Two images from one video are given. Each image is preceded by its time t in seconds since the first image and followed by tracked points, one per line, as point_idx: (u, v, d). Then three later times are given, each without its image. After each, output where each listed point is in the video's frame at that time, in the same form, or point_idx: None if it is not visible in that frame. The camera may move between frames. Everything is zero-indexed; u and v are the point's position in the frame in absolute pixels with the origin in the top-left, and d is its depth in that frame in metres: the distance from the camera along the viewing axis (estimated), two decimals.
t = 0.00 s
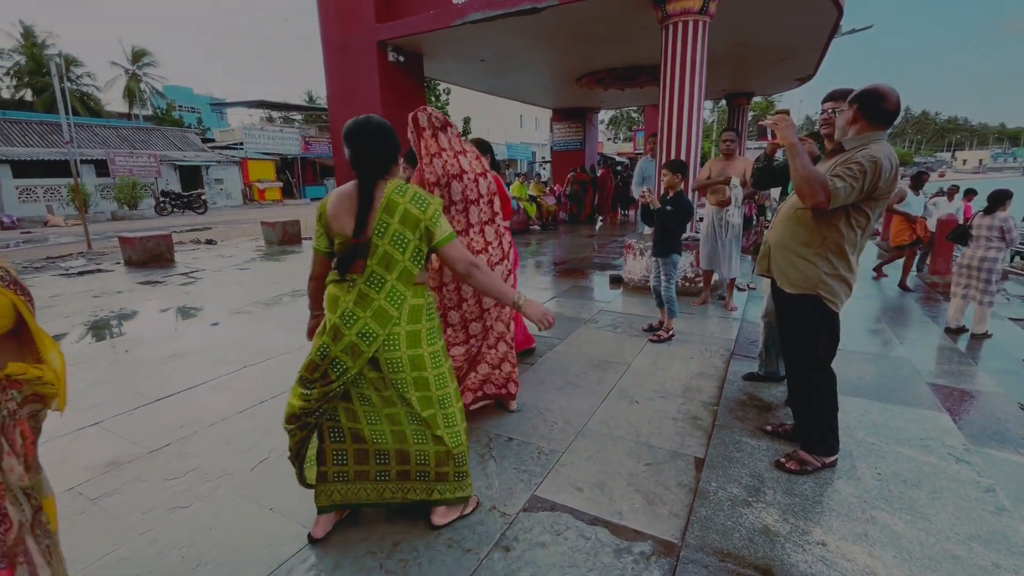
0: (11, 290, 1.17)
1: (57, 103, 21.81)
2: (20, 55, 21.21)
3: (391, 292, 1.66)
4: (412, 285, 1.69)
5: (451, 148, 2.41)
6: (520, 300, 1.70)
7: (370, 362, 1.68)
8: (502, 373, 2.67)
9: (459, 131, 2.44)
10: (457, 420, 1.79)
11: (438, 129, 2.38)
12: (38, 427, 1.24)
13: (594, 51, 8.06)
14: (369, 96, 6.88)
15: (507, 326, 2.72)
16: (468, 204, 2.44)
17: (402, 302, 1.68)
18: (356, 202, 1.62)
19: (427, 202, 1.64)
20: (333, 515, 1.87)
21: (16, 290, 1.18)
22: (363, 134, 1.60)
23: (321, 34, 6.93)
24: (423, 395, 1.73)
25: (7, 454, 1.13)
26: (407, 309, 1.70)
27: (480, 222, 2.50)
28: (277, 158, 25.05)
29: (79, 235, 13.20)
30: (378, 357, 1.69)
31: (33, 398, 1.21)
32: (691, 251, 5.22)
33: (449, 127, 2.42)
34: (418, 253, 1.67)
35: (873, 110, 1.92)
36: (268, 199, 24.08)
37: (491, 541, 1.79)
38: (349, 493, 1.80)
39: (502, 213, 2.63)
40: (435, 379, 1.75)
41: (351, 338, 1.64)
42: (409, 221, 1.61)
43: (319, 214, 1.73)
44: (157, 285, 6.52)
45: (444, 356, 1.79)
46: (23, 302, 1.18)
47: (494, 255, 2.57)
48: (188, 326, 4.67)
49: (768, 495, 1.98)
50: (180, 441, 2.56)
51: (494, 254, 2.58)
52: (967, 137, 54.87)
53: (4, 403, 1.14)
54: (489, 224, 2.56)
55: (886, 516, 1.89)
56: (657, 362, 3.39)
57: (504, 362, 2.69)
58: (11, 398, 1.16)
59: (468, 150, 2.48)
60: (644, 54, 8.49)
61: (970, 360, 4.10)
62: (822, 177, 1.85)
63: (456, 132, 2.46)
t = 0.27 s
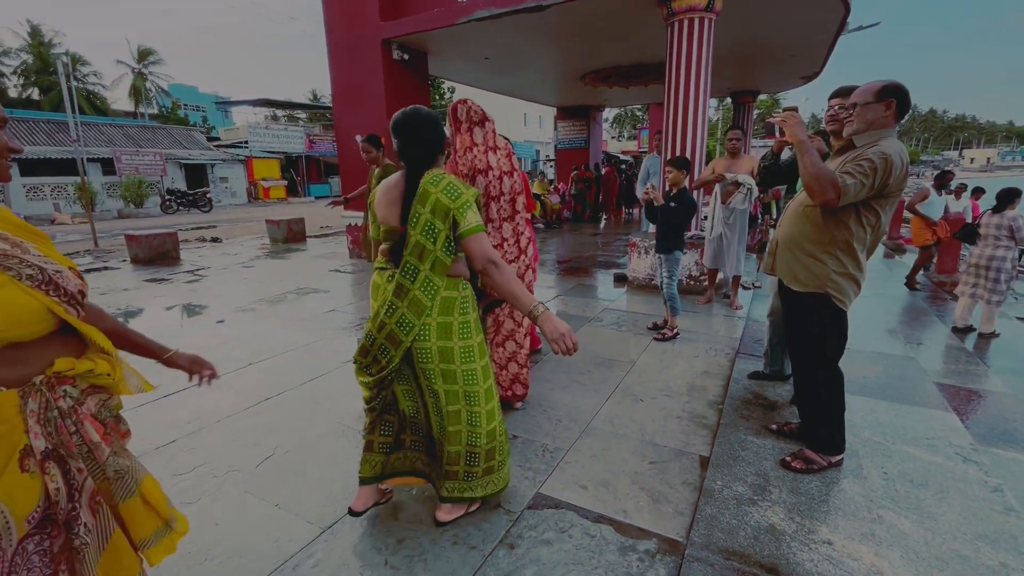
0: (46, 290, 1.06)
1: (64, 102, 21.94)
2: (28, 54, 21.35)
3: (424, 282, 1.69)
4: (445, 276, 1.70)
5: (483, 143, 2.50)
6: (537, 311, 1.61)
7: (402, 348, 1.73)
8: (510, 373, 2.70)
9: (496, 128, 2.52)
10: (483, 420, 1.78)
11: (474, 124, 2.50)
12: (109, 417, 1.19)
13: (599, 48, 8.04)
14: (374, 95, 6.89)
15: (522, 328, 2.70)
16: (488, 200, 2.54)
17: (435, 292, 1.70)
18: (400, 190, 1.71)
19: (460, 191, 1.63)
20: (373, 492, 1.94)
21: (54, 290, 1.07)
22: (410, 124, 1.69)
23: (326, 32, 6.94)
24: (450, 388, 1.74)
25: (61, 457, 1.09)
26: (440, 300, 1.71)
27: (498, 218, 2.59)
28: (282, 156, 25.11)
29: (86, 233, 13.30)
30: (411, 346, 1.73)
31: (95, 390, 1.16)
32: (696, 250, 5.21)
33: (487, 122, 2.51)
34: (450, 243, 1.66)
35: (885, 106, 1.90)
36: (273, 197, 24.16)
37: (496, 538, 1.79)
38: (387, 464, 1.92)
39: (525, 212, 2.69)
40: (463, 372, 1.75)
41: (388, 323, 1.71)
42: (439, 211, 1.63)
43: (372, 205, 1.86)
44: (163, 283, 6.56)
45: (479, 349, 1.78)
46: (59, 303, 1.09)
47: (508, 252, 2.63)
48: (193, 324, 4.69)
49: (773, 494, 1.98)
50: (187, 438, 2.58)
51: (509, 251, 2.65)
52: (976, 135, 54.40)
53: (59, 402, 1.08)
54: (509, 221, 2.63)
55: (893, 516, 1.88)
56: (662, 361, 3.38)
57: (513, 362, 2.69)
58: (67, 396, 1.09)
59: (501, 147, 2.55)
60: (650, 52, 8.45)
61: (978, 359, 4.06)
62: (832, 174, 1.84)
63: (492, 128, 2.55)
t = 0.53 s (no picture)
0: (71, 293, 1.02)
1: (70, 100, 22.06)
2: (33, 52, 21.45)
3: (428, 278, 1.71)
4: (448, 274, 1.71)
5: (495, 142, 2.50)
6: (523, 321, 1.59)
7: (410, 343, 1.77)
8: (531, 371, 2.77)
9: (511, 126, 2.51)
10: (481, 418, 1.76)
11: (490, 121, 2.48)
12: (140, 416, 1.13)
13: (603, 46, 8.01)
14: (377, 93, 6.89)
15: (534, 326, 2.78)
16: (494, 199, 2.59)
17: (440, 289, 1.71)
18: (415, 189, 1.73)
19: (464, 189, 1.63)
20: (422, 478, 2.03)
21: (80, 292, 1.03)
22: (433, 124, 1.70)
23: (329, 30, 6.94)
24: (456, 385, 1.75)
25: (82, 454, 1.02)
26: (445, 297, 1.73)
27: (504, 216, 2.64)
28: (286, 154, 25.16)
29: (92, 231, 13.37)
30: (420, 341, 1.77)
31: (123, 386, 1.12)
32: (700, 248, 5.19)
33: (503, 119, 2.49)
34: (451, 241, 1.65)
35: (892, 103, 1.89)
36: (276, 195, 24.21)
37: (499, 535, 1.79)
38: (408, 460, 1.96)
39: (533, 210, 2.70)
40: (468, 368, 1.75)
41: (397, 317, 1.78)
42: (443, 208, 1.63)
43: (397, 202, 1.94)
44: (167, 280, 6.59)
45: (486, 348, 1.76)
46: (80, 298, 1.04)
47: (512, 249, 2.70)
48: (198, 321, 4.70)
49: (778, 493, 1.97)
50: (191, 435, 2.59)
51: (514, 249, 2.70)
52: (983, 133, 53.96)
53: (81, 396, 1.03)
54: (514, 218, 2.65)
55: (898, 515, 1.87)
56: (665, 359, 3.37)
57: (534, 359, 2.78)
58: (91, 390, 1.05)
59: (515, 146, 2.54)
60: (653, 49, 8.41)
61: (984, 358, 4.03)
62: (839, 171, 1.82)
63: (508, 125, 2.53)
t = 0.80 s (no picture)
0: (126, 297, 1.03)
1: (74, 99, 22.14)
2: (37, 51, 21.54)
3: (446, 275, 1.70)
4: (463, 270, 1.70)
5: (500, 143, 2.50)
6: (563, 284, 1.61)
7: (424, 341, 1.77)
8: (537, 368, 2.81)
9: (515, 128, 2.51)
10: (488, 413, 1.76)
11: (495, 123, 2.46)
12: (174, 410, 1.15)
13: (605, 44, 7.97)
14: (380, 91, 6.87)
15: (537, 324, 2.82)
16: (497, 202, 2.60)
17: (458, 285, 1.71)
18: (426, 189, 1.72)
19: (485, 186, 1.63)
20: (429, 466, 2.10)
21: (133, 297, 1.04)
22: (439, 125, 1.68)
23: (331, 29, 6.93)
24: (467, 380, 1.76)
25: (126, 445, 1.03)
26: (464, 291, 1.73)
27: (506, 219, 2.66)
28: (288, 153, 25.17)
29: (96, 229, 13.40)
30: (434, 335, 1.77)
31: (161, 380, 1.13)
32: (703, 247, 5.17)
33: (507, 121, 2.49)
34: (470, 237, 1.65)
35: (900, 101, 1.87)
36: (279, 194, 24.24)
37: (501, 535, 1.78)
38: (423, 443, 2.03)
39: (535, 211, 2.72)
40: (481, 364, 1.76)
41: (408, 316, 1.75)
42: (463, 204, 1.62)
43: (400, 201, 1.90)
44: (171, 279, 6.61)
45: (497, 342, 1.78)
46: (136, 302, 1.05)
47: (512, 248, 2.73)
48: (201, 319, 4.71)
49: (781, 493, 1.96)
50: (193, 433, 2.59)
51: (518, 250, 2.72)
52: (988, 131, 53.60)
53: (130, 390, 1.05)
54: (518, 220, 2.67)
55: (902, 516, 1.85)
56: (668, 358, 3.36)
57: (541, 355, 2.83)
58: (138, 384, 1.07)
59: (519, 148, 2.54)
60: (656, 47, 8.38)
61: (990, 357, 4.00)
62: (843, 170, 1.81)
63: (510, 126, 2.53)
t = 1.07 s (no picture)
0: (212, 286, 1.20)
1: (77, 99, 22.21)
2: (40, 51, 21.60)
3: (466, 267, 1.78)
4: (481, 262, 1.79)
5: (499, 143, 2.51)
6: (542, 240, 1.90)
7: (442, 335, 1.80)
8: (536, 367, 2.77)
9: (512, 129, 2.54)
10: (498, 398, 1.86)
11: (493, 122, 2.48)
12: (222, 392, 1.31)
13: (608, 42, 7.95)
14: (382, 89, 6.86)
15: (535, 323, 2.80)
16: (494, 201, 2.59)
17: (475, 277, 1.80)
18: (434, 188, 1.76)
19: (498, 184, 1.78)
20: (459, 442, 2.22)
21: (217, 286, 1.21)
22: (435, 128, 1.70)
23: (333, 28, 6.93)
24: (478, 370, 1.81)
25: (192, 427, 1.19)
26: (481, 283, 1.82)
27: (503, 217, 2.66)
28: (291, 152, 25.20)
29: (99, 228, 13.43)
30: (450, 328, 1.81)
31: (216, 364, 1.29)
32: (704, 246, 5.15)
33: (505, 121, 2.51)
34: (489, 230, 1.78)
35: (903, 99, 1.86)
36: (282, 193, 24.27)
37: (502, 535, 1.78)
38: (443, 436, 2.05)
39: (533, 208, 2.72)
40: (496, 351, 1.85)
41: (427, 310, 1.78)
42: (481, 200, 1.74)
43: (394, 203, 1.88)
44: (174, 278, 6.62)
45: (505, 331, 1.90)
46: (219, 290, 1.23)
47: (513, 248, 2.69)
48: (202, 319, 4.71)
49: (783, 493, 1.95)
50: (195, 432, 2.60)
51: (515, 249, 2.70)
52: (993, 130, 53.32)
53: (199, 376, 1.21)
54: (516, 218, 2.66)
55: (906, 517, 1.84)
56: (670, 358, 3.35)
57: (539, 354, 2.77)
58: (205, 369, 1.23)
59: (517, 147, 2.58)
60: (658, 45, 8.36)
61: (994, 357, 3.98)
62: (845, 169, 1.80)
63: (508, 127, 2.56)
